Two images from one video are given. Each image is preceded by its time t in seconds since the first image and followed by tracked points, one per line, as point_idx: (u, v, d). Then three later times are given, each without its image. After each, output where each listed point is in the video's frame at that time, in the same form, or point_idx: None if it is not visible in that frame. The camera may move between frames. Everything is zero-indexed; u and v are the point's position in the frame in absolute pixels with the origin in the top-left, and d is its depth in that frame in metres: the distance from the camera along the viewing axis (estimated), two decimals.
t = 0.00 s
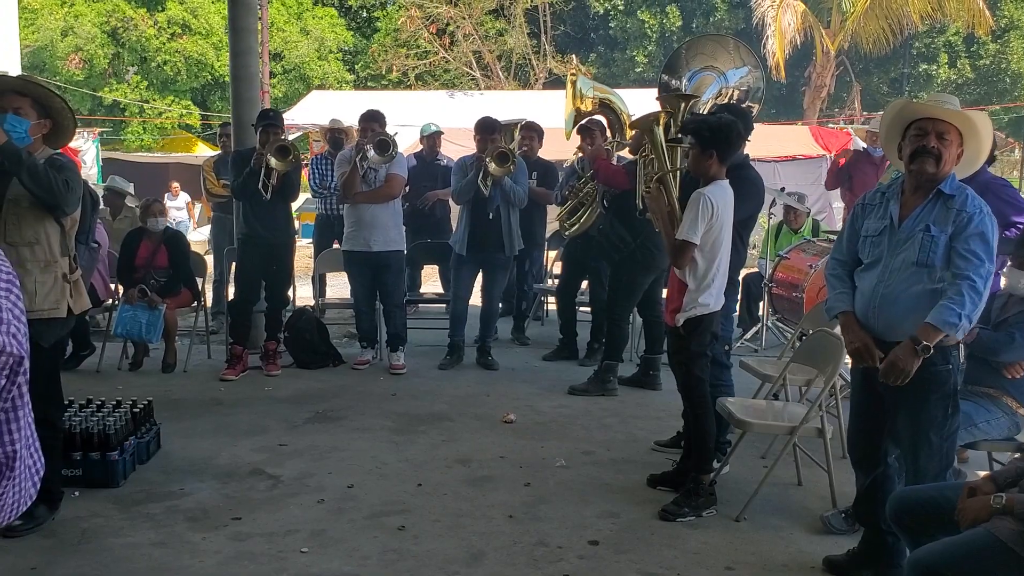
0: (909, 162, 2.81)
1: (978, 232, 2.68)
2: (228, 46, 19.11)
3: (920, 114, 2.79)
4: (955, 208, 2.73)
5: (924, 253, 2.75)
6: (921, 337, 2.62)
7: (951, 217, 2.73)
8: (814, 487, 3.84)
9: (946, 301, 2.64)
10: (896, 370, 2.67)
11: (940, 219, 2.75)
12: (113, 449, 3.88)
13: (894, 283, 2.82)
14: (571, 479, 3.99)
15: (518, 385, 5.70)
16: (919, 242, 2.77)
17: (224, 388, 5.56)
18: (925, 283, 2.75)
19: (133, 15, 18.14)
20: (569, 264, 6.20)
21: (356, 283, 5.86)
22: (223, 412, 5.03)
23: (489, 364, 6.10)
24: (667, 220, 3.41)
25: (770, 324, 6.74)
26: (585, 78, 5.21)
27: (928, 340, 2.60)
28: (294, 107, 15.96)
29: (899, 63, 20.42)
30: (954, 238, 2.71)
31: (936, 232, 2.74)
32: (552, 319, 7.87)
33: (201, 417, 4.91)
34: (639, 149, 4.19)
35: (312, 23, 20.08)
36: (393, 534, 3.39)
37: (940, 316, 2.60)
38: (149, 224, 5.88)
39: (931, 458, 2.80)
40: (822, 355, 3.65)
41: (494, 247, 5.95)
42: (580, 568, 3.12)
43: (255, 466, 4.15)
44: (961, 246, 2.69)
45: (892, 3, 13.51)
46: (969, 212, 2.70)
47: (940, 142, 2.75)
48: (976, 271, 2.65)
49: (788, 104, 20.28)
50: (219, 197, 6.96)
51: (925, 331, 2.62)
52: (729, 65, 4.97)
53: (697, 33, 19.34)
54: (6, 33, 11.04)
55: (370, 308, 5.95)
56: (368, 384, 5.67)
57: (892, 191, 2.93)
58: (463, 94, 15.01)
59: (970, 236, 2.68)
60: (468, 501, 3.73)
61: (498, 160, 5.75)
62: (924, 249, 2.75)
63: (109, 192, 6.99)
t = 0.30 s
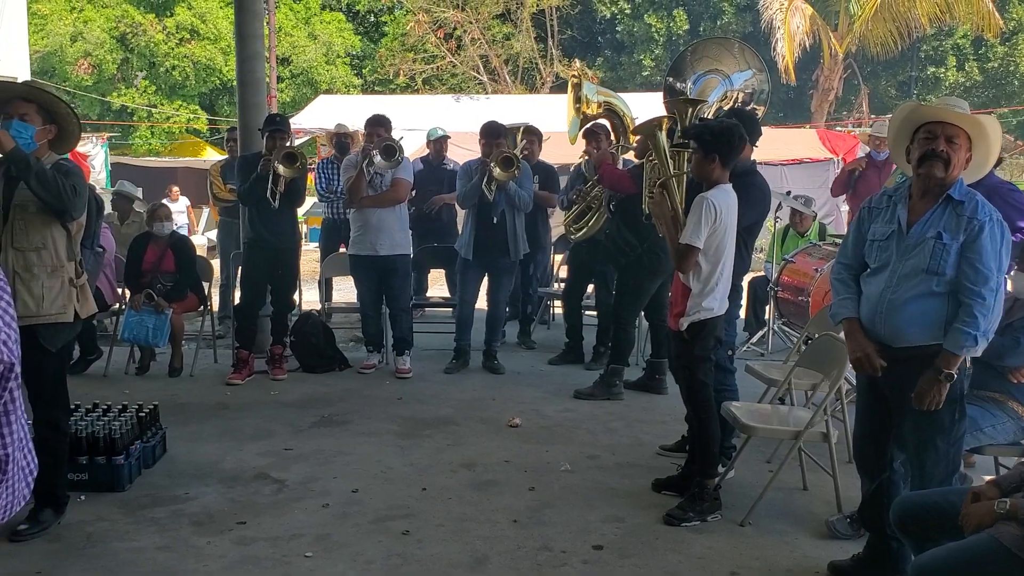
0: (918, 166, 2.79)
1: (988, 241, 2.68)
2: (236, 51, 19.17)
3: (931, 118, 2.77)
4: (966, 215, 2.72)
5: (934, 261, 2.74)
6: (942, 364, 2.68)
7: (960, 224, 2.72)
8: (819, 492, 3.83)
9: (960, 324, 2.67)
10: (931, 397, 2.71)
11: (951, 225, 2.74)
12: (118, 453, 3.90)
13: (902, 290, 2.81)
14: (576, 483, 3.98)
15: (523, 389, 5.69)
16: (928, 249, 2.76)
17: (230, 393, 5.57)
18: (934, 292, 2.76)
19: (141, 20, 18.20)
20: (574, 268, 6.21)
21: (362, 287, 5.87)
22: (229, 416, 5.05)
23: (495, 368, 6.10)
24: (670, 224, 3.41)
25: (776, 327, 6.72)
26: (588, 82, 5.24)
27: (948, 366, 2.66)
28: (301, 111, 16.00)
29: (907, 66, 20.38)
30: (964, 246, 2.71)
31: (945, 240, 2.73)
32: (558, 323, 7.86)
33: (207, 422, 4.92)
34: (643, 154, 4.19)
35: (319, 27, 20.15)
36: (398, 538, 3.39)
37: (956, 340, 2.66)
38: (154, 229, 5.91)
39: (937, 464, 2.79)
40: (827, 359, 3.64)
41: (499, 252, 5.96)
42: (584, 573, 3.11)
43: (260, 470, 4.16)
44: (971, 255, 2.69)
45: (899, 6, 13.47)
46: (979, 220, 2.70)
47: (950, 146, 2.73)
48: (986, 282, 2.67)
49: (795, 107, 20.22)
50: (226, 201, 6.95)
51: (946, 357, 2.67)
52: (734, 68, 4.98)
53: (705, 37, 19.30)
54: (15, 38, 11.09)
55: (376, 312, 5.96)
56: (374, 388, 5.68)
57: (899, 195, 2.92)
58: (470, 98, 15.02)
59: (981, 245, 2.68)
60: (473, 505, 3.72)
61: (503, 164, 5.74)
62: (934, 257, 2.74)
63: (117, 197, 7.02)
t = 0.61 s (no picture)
0: (928, 170, 2.78)
1: (1000, 248, 2.68)
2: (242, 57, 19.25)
3: (941, 122, 2.77)
4: (976, 220, 2.71)
5: (945, 267, 2.74)
6: (963, 376, 2.66)
7: (971, 230, 2.72)
8: (826, 497, 3.82)
9: (972, 330, 2.67)
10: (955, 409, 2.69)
11: (962, 231, 2.73)
12: (124, 457, 3.91)
13: (912, 296, 2.80)
14: (581, 488, 3.98)
15: (529, 394, 5.69)
16: (938, 255, 2.75)
17: (236, 397, 5.58)
18: (945, 298, 2.75)
19: (148, 26, 18.30)
20: (579, 273, 6.21)
21: (368, 292, 5.88)
22: (235, 420, 5.05)
23: (500, 372, 6.10)
24: (675, 227, 3.41)
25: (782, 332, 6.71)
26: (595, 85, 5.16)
27: (970, 378, 2.65)
28: (307, 115, 16.05)
29: (913, 69, 20.29)
30: (974, 252, 2.71)
31: (955, 246, 2.73)
32: (564, 327, 7.86)
33: (213, 426, 4.93)
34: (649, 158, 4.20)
35: (326, 33, 20.28)
36: (403, 543, 3.39)
37: (970, 351, 2.65)
38: (160, 233, 5.95)
39: (945, 469, 2.78)
40: (834, 363, 3.63)
41: (503, 256, 5.96)
42: None
43: (265, 475, 4.16)
44: (982, 260, 2.69)
45: (905, 10, 13.44)
46: (990, 226, 2.69)
47: (961, 150, 2.73)
48: (998, 288, 2.67)
49: (801, 111, 20.20)
50: (231, 206, 7.00)
51: (965, 369, 2.66)
52: (739, 73, 4.98)
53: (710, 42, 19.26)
54: (24, 43, 11.14)
55: (381, 317, 5.96)
56: (379, 393, 5.68)
57: (907, 199, 2.91)
58: (475, 103, 15.05)
59: (993, 252, 2.67)
60: (478, 510, 3.72)
61: (508, 170, 5.76)
62: (944, 263, 2.74)
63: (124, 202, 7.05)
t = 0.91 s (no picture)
0: (939, 173, 2.77)
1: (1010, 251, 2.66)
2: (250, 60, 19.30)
3: (953, 125, 2.76)
4: (987, 224, 2.71)
5: (954, 271, 2.73)
6: (958, 375, 2.65)
7: (981, 233, 2.71)
8: (833, 501, 3.81)
9: (974, 333, 2.66)
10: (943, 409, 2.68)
11: (972, 235, 2.72)
12: (132, 459, 3.92)
13: (921, 299, 2.79)
14: (588, 491, 3.97)
15: (535, 397, 5.69)
16: (948, 259, 2.74)
17: (243, 400, 5.59)
18: (954, 301, 2.74)
19: (157, 29, 18.37)
20: (586, 276, 6.20)
21: (375, 295, 5.89)
22: (242, 423, 5.06)
23: (507, 375, 6.10)
24: (684, 230, 3.40)
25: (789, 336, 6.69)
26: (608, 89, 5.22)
27: (964, 377, 2.64)
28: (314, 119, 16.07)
29: (921, 73, 20.14)
30: (984, 256, 2.70)
31: (965, 249, 2.72)
32: (571, 330, 7.85)
33: (220, 428, 4.94)
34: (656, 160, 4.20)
35: (333, 36, 20.30)
36: (409, 546, 3.39)
37: (969, 351, 2.65)
38: (168, 236, 5.95)
39: (954, 473, 2.77)
40: (841, 367, 3.62)
41: (511, 260, 5.96)
42: None
43: (272, 477, 4.17)
44: (991, 265, 2.68)
45: (913, 13, 13.41)
46: (1000, 230, 2.69)
47: (972, 154, 2.72)
48: (1005, 292, 2.66)
49: (809, 115, 20.15)
50: (239, 209, 7.02)
51: (961, 368, 2.65)
52: (746, 76, 4.97)
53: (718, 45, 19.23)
54: (33, 46, 11.20)
55: (388, 320, 5.97)
56: (386, 395, 5.68)
57: (919, 202, 2.90)
58: (483, 107, 15.06)
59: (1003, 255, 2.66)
60: (485, 513, 3.71)
61: (515, 175, 5.76)
62: (953, 267, 2.73)
63: (133, 205, 7.09)
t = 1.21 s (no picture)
0: (947, 175, 2.77)
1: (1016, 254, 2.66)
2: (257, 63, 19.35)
3: (961, 127, 2.75)
4: (994, 228, 2.70)
5: (959, 274, 2.72)
6: (940, 357, 2.65)
7: (988, 237, 2.71)
8: (839, 504, 3.79)
9: (970, 325, 2.65)
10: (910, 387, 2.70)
11: (978, 238, 2.72)
12: (138, 461, 3.93)
13: (927, 301, 2.79)
14: (593, 495, 3.97)
15: (540, 400, 5.68)
16: (954, 261, 2.74)
17: (249, 402, 5.60)
18: (958, 303, 2.73)
19: (163, 32, 18.45)
20: (592, 279, 6.21)
21: (381, 298, 5.89)
22: (248, 425, 5.07)
23: (512, 378, 6.10)
24: (690, 233, 3.39)
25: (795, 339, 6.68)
26: (610, 92, 5.20)
27: (946, 360, 2.64)
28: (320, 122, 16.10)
29: (928, 76, 20.01)
30: (989, 259, 2.69)
31: (970, 252, 2.72)
32: (576, 333, 7.84)
33: (226, 431, 4.95)
34: (662, 162, 4.21)
35: (339, 39, 20.35)
36: (415, 549, 3.39)
37: (959, 338, 2.64)
38: (174, 239, 5.96)
39: (961, 476, 2.76)
40: (847, 370, 3.62)
41: (516, 263, 5.97)
42: None
43: (277, 479, 4.17)
44: (996, 267, 2.67)
45: (919, 16, 13.37)
46: (1006, 233, 2.68)
47: (980, 157, 2.72)
48: (1008, 293, 2.65)
49: (815, 118, 20.11)
50: (245, 212, 7.03)
51: (945, 352, 2.65)
52: (749, 77, 4.97)
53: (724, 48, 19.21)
54: (40, 49, 11.27)
55: (394, 323, 5.97)
56: (392, 398, 5.68)
57: (926, 204, 2.89)
58: (489, 110, 15.08)
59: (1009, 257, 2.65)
60: (490, 516, 3.71)
61: (521, 179, 5.76)
62: (959, 269, 2.72)
63: (139, 207, 7.12)
